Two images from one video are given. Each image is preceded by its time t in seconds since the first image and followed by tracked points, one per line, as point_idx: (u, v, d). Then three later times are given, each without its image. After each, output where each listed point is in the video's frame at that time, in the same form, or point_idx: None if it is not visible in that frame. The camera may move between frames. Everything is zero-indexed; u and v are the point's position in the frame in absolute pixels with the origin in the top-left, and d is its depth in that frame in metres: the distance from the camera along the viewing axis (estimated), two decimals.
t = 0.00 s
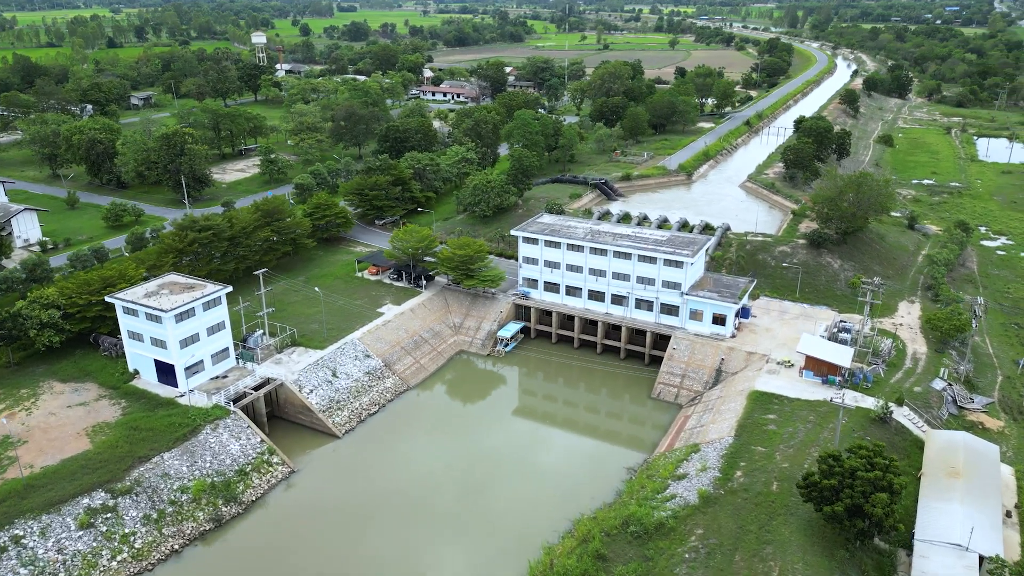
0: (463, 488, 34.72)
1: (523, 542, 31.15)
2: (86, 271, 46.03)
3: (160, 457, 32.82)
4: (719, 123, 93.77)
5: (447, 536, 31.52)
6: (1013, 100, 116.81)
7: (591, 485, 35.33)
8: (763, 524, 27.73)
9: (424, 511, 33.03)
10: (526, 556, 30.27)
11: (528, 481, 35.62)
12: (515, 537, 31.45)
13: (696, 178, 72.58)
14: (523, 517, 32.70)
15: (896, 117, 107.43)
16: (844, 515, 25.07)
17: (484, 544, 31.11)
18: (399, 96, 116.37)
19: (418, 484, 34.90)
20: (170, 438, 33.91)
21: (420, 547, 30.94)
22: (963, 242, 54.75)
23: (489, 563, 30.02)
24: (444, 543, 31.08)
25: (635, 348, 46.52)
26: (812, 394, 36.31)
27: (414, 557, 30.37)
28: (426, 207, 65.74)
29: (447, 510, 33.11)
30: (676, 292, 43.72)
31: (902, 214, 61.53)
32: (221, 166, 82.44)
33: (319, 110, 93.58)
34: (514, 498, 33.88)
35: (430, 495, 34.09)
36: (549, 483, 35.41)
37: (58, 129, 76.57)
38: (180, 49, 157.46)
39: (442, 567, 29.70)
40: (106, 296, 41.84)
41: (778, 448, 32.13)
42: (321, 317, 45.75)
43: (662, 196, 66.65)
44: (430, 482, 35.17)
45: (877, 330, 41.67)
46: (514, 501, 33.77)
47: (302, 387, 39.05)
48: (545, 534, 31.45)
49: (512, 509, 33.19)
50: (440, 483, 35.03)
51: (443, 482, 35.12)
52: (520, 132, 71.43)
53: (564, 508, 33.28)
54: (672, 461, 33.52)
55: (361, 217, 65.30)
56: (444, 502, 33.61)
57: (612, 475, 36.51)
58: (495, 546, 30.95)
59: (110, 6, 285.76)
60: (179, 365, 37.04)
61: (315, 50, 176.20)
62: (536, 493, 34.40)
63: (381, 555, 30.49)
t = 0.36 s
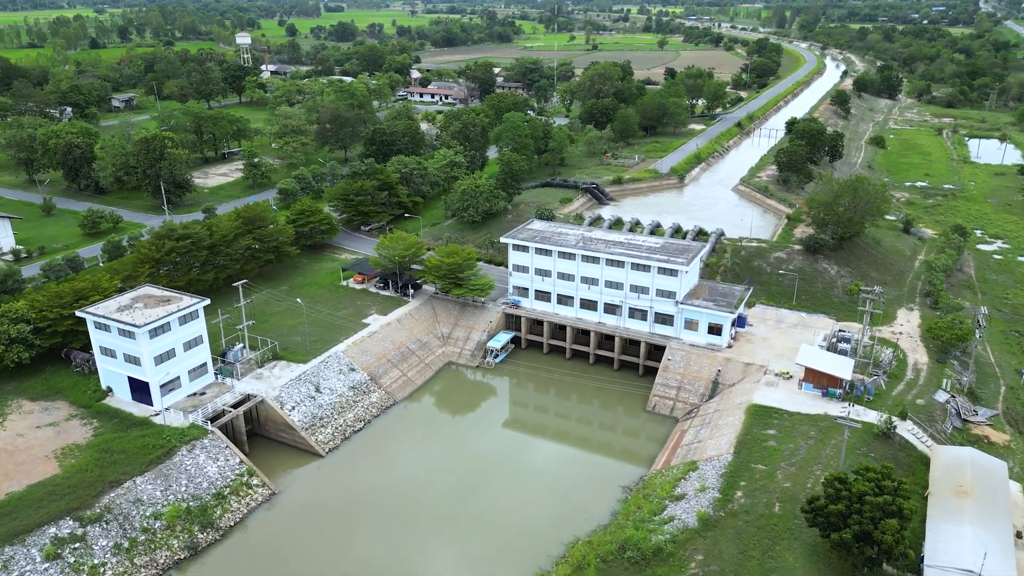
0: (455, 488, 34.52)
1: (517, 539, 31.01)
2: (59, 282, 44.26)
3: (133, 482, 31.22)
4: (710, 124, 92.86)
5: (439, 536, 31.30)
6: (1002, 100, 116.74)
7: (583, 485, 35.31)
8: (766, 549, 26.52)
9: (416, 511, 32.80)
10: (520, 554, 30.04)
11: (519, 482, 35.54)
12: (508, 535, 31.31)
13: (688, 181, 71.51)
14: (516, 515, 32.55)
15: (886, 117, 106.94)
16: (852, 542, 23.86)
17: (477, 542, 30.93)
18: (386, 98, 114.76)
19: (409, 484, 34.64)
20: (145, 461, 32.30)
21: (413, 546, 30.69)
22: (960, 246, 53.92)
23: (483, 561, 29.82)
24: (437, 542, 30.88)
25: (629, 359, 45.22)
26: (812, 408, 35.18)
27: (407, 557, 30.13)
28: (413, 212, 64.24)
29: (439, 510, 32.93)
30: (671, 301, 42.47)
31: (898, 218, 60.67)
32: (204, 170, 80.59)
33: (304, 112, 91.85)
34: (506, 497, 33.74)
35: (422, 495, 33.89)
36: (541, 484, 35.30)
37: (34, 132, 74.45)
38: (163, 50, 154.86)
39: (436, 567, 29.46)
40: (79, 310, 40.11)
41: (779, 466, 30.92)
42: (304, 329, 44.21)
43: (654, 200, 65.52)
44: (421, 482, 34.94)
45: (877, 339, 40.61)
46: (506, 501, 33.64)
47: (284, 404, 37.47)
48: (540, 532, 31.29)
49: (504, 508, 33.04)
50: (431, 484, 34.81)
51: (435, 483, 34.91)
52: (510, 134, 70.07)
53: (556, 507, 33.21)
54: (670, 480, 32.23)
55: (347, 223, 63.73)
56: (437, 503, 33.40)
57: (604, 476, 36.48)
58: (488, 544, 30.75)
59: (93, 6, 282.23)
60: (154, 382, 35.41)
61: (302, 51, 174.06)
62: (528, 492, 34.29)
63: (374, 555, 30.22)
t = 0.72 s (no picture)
0: (445, 489, 34.66)
1: (510, 538, 31.23)
2: (30, 295, 42.47)
3: (104, 509, 29.60)
4: (701, 126, 91.85)
5: (432, 536, 31.44)
6: (992, 101, 116.61)
7: (573, 487, 35.60)
8: None
9: (407, 512, 32.88)
10: (513, 553, 30.26)
11: (509, 483, 35.81)
12: (500, 534, 31.51)
13: (680, 185, 70.42)
14: (507, 515, 32.78)
15: (877, 118, 106.40)
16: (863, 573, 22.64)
17: (469, 542, 31.10)
18: (373, 99, 113.04)
19: (400, 488, 34.55)
20: (117, 486, 30.69)
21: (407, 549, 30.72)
22: (956, 251, 53.11)
23: (476, 561, 29.99)
24: (430, 542, 31.03)
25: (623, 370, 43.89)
26: (812, 422, 34.01)
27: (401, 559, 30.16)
28: (400, 218, 62.76)
29: (430, 510, 33.05)
30: (666, 311, 41.23)
31: (893, 221, 59.83)
32: (186, 175, 78.70)
33: (289, 115, 90.07)
34: (497, 499, 33.90)
35: (412, 496, 33.96)
36: (531, 486, 35.57)
37: (9, 136, 72.31)
38: (145, 51, 152.21)
39: (429, 568, 29.58)
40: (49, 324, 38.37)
41: (781, 485, 29.72)
42: (287, 341, 42.67)
43: (646, 205, 64.38)
44: (411, 484, 35.03)
45: (877, 349, 39.55)
46: (497, 501, 33.88)
47: (264, 422, 35.85)
48: (535, 534, 31.42)
49: (496, 509, 33.18)
50: (421, 485, 34.92)
51: (425, 485, 34.99)
52: (499, 137, 68.72)
53: (549, 508, 33.41)
54: (668, 501, 30.92)
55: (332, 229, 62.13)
56: (427, 503, 33.49)
57: (591, 478, 36.80)
58: (481, 544, 30.93)
59: (76, 6, 278.79)
60: (127, 401, 33.79)
61: (287, 52, 171.85)
62: (519, 493, 34.56)
63: (370, 559, 30.14)
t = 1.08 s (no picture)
0: (436, 490, 34.83)
1: (500, 536, 31.34)
2: None
3: (72, 540, 28.01)
4: (692, 128, 90.78)
5: (426, 540, 31.23)
6: (982, 101, 116.38)
7: (563, 490, 35.76)
8: None
9: (398, 511, 32.93)
10: (502, 552, 30.35)
11: (500, 485, 36.02)
12: (494, 534, 31.51)
13: (672, 188, 69.27)
14: (498, 517, 32.84)
15: (868, 119, 105.84)
16: None
17: (463, 543, 31.04)
18: (360, 101, 111.23)
19: (391, 495, 34.17)
20: (86, 514, 29.08)
21: (403, 552, 30.50)
22: (953, 256, 52.25)
23: (466, 559, 30.10)
24: (419, 541, 31.12)
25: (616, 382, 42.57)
26: (813, 437, 32.86)
27: (399, 562, 29.96)
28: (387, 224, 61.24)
29: (421, 513, 32.92)
30: (661, 321, 40.00)
31: (888, 225, 58.92)
32: (167, 179, 76.75)
33: (273, 117, 88.24)
34: (489, 503, 33.85)
35: (404, 496, 34.13)
36: (522, 490, 35.50)
37: None
38: (127, 52, 149.68)
39: (418, 566, 29.65)
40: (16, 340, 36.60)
41: (784, 507, 28.49)
42: (268, 355, 41.08)
43: (638, 209, 63.20)
44: (401, 487, 34.81)
45: (878, 360, 38.47)
46: (488, 502, 34.09)
47: (243, 442, 34.25)
48: (530, 535, 31.39)
49: (489, 513, 33.10)
50: (413, 486, 35.04)
51: (417, 485, 35.13)
52: (488, 141, 67.33)
53: (541, 512, 33.41)
54: (666, 523, 29.61)
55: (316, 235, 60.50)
56: (418, 505, 33.49)
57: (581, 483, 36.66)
58: (471, 543, 31.04)
59: (59, 6, 275.09)
60: (98, 422, 32.16)
61: (273, 53, 169.58)
62: (510, 495, 34.80)
63: (366, 564, 29.86)
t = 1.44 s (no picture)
0: (428, 495, 34.84)
1: (497, 540, 31.49)
2: None
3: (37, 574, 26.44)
4: (683, 129, 89.75)
5: (425, 545, 31.18)
6: (973, 101, 116.15)
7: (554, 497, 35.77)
8: None
9: (391, 512, 33.08)
10: (502, 554, 30.53)
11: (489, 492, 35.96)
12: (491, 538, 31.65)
13: (664, 192, 68.14)
14: (492, 522, 32.95)
15: (859, 120, 105.30)
16: None
17: (461, 547, 31.09)
18: (346, 102, 109.45)
19: (383, 504, 33.71)
20: (52, 546, 27.46)
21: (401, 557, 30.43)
22: (951, 261, 51.38)
23: (458, 559, 30.32)
24: (412, 542, 31.26)
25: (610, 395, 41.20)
26: (816, 454, 31.64)
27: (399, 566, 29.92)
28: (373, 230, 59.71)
29: (416, 520, 32.77)
30: (656, 332, 38.72)
31: (884, 229, 58.00)
32: (147, 184, 74.86)
33: (257, 120, 86.42)
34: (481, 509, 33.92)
35: (398, 497, 34.31)
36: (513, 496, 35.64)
37: None
38: (110, 52, 147.35)
39: (410, 567, 29.75)
40: None
41: (787, 530, 27.29)
42: (249, 370, 39.49)
43: (630, 214, 62.04)
44: (392, 495, 34.42)
45: (879, 371, 37.33)
46: (480, 508, 34.16)
47: (221, 464, 32.62)
48: (526, 539, 31.66)
49: (483, 518, 33.18)
50: (404, 492, 34.68)
51: (408, 490, 34.95)
52: (476, 144, 65.94)
53: (535, 518, 33.62)
54: (666, 547, 28.28)
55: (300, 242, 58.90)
56: (411, 512, 33.28)
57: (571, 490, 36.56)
58: (465, 544, 31.24)
59: (43, 6, 271.55)
60: (66, 444, 30.55)
61: (259, 54, 167.27)
62: (503, 501, 35.08)
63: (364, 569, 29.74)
